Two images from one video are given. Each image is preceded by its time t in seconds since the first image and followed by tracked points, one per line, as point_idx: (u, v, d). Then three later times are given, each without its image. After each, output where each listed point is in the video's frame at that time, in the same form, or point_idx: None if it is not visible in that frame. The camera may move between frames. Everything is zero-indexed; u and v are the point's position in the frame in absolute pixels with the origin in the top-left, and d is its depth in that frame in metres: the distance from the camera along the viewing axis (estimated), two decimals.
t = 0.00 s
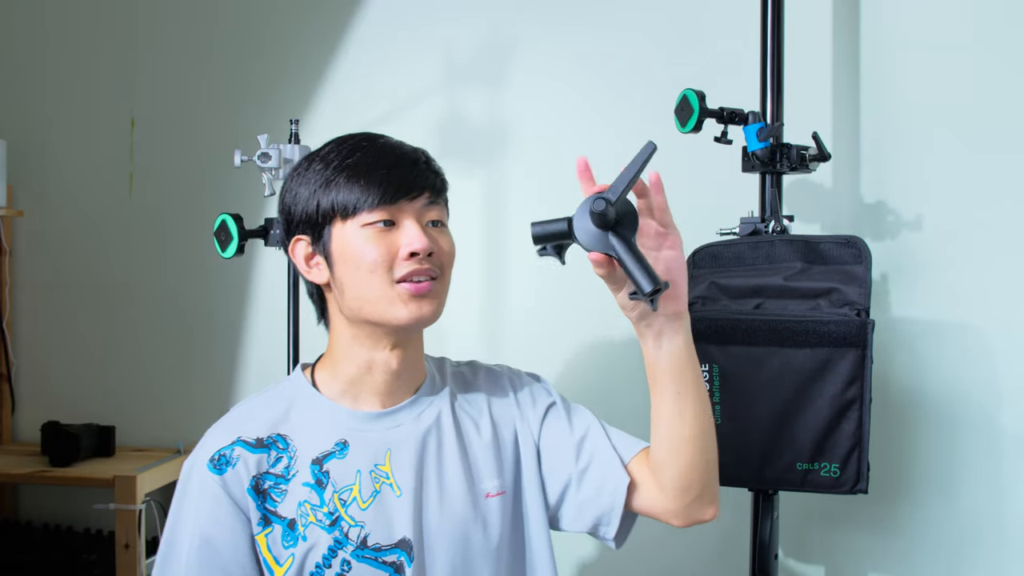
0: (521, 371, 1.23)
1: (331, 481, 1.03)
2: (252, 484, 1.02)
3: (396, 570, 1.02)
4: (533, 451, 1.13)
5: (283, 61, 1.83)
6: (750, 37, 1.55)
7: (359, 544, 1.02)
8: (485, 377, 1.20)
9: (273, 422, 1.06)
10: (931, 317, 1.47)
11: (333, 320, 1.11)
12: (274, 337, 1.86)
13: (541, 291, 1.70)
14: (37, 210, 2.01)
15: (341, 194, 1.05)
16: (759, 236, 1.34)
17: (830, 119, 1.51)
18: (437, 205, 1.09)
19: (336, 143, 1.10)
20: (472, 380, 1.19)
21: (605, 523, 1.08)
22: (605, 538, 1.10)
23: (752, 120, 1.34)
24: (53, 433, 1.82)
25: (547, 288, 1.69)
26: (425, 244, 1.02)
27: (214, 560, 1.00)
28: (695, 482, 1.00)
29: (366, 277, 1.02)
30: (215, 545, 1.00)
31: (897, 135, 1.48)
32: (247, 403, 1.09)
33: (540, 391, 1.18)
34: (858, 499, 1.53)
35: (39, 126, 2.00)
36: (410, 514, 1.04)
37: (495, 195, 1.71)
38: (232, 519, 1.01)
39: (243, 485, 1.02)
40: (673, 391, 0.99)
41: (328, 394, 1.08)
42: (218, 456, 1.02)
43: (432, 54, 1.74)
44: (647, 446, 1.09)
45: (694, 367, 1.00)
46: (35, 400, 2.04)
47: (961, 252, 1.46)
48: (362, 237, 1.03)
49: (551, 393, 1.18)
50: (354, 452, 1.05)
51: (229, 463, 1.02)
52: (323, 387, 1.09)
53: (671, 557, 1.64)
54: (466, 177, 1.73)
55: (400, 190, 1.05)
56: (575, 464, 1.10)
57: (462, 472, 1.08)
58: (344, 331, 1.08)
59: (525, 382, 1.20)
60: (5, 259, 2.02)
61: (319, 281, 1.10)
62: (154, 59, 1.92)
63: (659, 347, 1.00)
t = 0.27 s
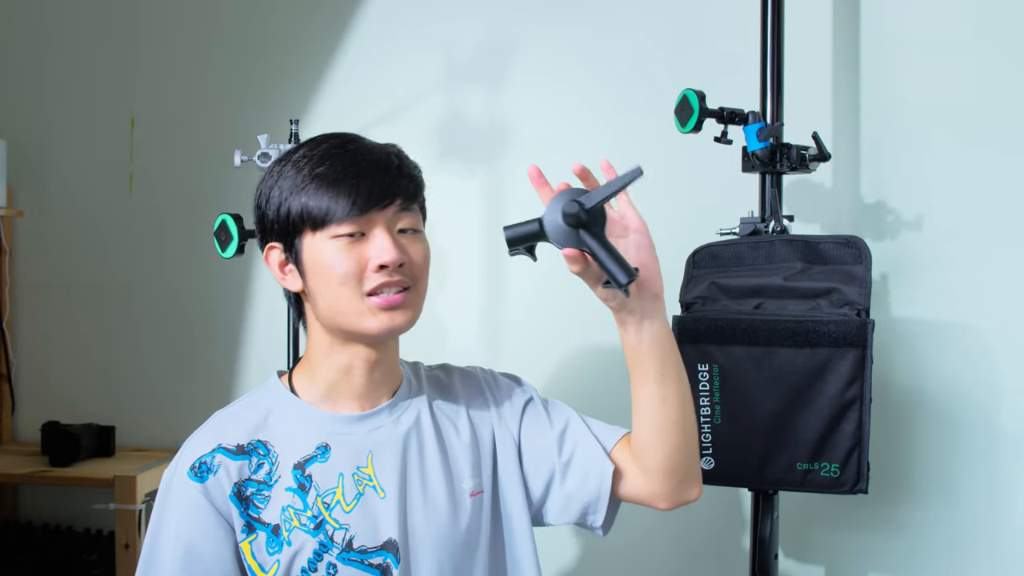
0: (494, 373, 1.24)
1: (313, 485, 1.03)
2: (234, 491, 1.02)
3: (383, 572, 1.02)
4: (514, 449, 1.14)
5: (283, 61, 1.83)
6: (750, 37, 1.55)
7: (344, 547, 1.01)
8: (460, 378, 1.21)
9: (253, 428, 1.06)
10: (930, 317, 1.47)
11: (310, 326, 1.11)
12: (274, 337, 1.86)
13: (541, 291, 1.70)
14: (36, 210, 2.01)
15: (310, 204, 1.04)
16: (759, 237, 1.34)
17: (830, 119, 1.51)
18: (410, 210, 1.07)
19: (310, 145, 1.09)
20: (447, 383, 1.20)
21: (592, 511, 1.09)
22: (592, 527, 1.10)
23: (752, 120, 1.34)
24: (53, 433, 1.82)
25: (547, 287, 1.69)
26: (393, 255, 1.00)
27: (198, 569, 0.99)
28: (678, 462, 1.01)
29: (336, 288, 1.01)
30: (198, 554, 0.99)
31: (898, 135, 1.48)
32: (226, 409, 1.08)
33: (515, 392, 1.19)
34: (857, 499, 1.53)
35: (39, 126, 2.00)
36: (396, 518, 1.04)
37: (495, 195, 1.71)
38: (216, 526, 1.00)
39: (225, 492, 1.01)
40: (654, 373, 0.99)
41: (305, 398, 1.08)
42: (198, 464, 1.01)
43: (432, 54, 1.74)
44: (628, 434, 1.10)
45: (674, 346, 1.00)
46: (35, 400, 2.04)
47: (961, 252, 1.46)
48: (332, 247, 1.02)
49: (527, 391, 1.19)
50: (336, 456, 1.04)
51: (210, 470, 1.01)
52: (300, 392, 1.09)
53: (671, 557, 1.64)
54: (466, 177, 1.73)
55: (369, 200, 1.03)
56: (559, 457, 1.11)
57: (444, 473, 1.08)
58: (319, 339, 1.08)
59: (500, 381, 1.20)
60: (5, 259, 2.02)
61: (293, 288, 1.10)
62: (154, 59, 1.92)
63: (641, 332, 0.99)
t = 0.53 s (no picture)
0: (502, 373, 1.24)
1: (315, 481, 1.03)
2: (237, 486, 1.02)
3: (383, 570, 1.01)
4: (516, 451, 1.13)
5: (283, 61, 1.83)
6: (751, 37, 1.55)
7: (345, 544, 1.01)
8: (466, 377, 1.20)
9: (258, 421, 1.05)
10: (930, 317, 1.47)
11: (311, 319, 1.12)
12: (274, 337, 1.86)
13: (541, 291, 1.70)
14: (36, 210, 2.01)
15: (298, 200, 1.05)
16: (759, 236, 1.34)
17: (830, 119, 1.51)
18: (404, 207, 1.06)
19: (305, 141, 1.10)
20: (454, 382, 1.20)
21: (589, 523, 1.08)
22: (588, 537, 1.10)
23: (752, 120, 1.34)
24: (53, 433, 1.82)
25: (547, 287, 1.69)
26: (376, 257, 1.01)
27: (198, 564, 0.99)
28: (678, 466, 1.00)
29: (325, 287, 1.02)
30: (200, 549, 0.99)
31: (898, 135, 1.48)
32: (231, 403, 1.08)
33: (522, 393, 1.19)
34: (857, 499, 1.53)
35: (39, 126, 2.00)
36: (397, 516, 1.03)
37: (495, 195, 1.71)
38: (219, 521, 1.00)
39: (228, 487, 1.01)
40: (647, 380, 1.00)
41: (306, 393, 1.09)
42: (202, 458, 1.01)
43: (432, 54, 1.74)
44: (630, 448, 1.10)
45: (666, 352, 1.01)
46: (35, 400, 2.04)
47: (961, 252, 1.46)
48: (322, 245, 1.03)
49: (534, 394, 1.19)
50: (338, 453, 1.04)
51: (213, 464, 1.01)
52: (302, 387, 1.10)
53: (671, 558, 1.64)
54: (466, 177, 1.73)
55: (354, 199, 1.03)
56: (560, 464, 1.11)
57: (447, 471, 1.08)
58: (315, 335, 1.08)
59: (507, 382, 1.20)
60: (5, 259, 2.02)
61: (292, 283, 1.11)
62: (154, 59, 1.92)
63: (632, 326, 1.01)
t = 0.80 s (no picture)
0: (525, 377, 1.23)
1: (327, 480, 1.03)
2: (249, 479, 1.02)
3: (390, 572, 1.02)
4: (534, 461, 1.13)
5: (283, 61, 1.83)
6: (751, 37, 1.55)
7: (353, 544, 1.02)
8: (488, 379, 1.20)
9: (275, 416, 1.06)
10: (930, 317, 1.47)
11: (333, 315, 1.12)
12: (274, 337, 1.86)
13: (541, 291, 1.70)
14: (37, 210, 2.01)
15: (326, 197, 1.05)
16: (759, 236, 1.34)
17: (830, 120, 1.51)
18: (432, 209, 1.05)
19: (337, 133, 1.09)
20: (474, 383, 1.19)
21: (602, 540, 1.09)
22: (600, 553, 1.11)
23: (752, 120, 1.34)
24: (53, 433, 1.82)
25: (546, 287, 1.69)
26: (400, 262, 1.00)
27: (209, 555, 0.99)
28: (694, 490, 1.00)
29: (347, 287, 1.02)
30: (211, 540, 0.99)
31: (898, 135, 1.48)
32: (247, 397, 1.09)
33: (543, 402, 1.18)
34: (857, 499, 1.53)
35: (39, 125, 2.00)
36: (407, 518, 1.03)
37: (495, 195, 1.71)
38: (230, 514, 1.01)
39: (240, 480, 1.02)
40: (671, 413, 1.00)
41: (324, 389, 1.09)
42: (217, 450, 1.02)
43: (432, 54, 1.74)
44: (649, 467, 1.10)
45: (691, 389, 1.01)
46: (35, 400, 2.04)
47: (961, 252, 1.46)
48: (346, 244, 1.03)
49: (555, 404, 1.18)
50: (352, 452, 1.04)
51: (227, 456, 1.02)
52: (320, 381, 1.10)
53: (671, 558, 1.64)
54: (466, 177, 1.73)
55: (381, 202, 1.03)
56: (577, 479, 1.10)
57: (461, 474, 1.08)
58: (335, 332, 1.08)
59: (529, 387, 1.20)
60: (5, 259, 2.02)
61: (315, 277, 1.11)
62: (154, 59, 1.92)
63: (661, 360, 1.01)
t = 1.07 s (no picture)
0: (540, 375, 1.22)
1: (343, 475, 1.03)
2: (265, 474, 1.03)
3: (405, 569, 1.02)
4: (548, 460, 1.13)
5: (283, 61, 1.83)
6: (751, 37, 1.55)
7: (368, 540, 1.02)
8: (504, 377, 1.20)
9: (291, 411, 1.06)
10: (930, 317, 1.47)
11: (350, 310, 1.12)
12: (273, 337, 1.86)
13: (541, 291, 1.70)
14: (37, 210, 2.01)
15: (353, 196, 1.04)
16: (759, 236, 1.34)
17: (830, 120, 1.51)
18: (458, 214, 1.05)
19: (365, 130, 1.08)
20: (489, 381, 1.19)
21: (614, 541, 1.08)
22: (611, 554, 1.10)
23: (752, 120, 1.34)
24: (53, 433, 1.82)
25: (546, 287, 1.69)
26: (424, 266, 1.00)
27: (225, 548, 1.00)
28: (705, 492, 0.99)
29: (370, 286, 1.02)
30: (226, 533, 1.00)
31: (898, 135, 1.48)
32: (264, 391, 1.09)
33: (558, 402, 1.18)
34: (858, 499, 1.53)
35: (40, 125, 2.00)
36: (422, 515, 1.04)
37: (495, 195, 1.72)
38: (246, 508, 1.01)
39: (256, 474, 1.02)
40: (680, 416, 1.00)
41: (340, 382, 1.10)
42: (233, 443, 1.03)
43: (432, 54, 1.74)
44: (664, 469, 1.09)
45: (702, 394, 1.01)
46: (35, 400, 2.04)
47: (961, 252, 1.45)
48: (370, 243, 1.02)
49: (570, 404, 1.18)
50: (368, 448, 1.04)
51: (244, 450, 1.03)
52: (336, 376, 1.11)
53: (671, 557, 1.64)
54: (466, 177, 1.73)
55: (409, 204, 1.02)
56: (592, 479, 1.10)
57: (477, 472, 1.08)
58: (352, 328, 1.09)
59: (545, 386, 1.19)
60: (5, 259, 2.02)
61: (334, 270, 1.11)
62: (154, 59, 1.92)
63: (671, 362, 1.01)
